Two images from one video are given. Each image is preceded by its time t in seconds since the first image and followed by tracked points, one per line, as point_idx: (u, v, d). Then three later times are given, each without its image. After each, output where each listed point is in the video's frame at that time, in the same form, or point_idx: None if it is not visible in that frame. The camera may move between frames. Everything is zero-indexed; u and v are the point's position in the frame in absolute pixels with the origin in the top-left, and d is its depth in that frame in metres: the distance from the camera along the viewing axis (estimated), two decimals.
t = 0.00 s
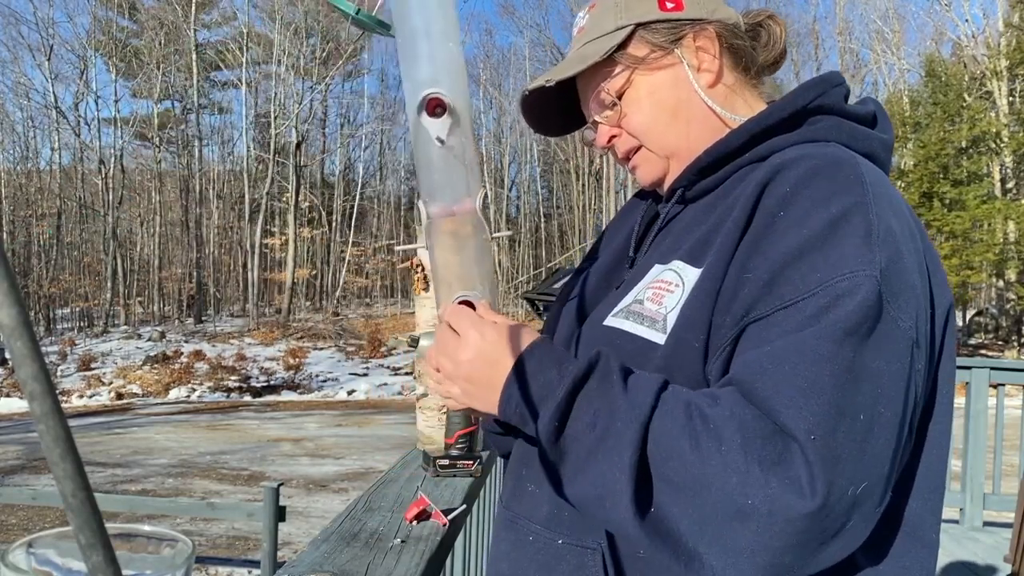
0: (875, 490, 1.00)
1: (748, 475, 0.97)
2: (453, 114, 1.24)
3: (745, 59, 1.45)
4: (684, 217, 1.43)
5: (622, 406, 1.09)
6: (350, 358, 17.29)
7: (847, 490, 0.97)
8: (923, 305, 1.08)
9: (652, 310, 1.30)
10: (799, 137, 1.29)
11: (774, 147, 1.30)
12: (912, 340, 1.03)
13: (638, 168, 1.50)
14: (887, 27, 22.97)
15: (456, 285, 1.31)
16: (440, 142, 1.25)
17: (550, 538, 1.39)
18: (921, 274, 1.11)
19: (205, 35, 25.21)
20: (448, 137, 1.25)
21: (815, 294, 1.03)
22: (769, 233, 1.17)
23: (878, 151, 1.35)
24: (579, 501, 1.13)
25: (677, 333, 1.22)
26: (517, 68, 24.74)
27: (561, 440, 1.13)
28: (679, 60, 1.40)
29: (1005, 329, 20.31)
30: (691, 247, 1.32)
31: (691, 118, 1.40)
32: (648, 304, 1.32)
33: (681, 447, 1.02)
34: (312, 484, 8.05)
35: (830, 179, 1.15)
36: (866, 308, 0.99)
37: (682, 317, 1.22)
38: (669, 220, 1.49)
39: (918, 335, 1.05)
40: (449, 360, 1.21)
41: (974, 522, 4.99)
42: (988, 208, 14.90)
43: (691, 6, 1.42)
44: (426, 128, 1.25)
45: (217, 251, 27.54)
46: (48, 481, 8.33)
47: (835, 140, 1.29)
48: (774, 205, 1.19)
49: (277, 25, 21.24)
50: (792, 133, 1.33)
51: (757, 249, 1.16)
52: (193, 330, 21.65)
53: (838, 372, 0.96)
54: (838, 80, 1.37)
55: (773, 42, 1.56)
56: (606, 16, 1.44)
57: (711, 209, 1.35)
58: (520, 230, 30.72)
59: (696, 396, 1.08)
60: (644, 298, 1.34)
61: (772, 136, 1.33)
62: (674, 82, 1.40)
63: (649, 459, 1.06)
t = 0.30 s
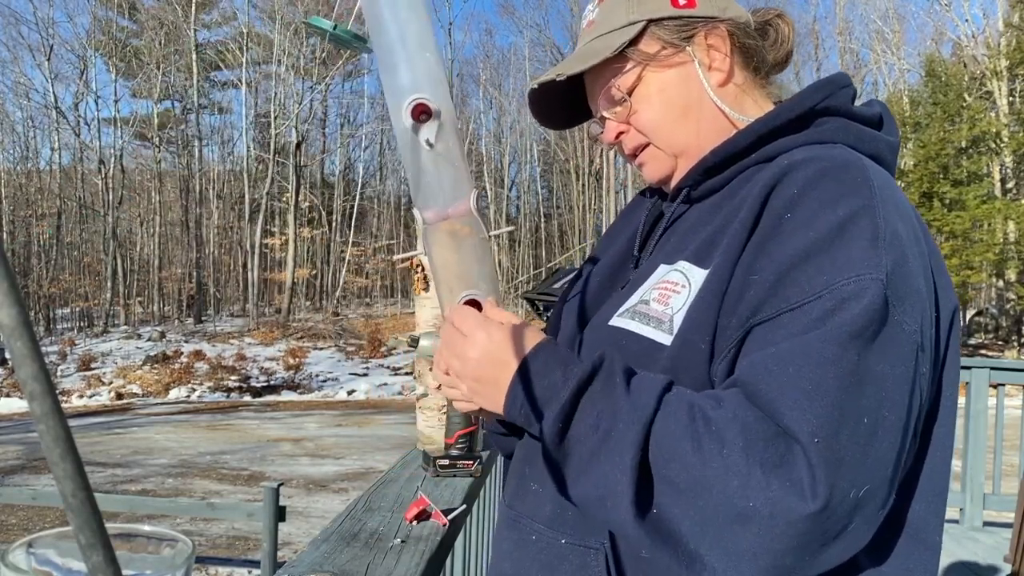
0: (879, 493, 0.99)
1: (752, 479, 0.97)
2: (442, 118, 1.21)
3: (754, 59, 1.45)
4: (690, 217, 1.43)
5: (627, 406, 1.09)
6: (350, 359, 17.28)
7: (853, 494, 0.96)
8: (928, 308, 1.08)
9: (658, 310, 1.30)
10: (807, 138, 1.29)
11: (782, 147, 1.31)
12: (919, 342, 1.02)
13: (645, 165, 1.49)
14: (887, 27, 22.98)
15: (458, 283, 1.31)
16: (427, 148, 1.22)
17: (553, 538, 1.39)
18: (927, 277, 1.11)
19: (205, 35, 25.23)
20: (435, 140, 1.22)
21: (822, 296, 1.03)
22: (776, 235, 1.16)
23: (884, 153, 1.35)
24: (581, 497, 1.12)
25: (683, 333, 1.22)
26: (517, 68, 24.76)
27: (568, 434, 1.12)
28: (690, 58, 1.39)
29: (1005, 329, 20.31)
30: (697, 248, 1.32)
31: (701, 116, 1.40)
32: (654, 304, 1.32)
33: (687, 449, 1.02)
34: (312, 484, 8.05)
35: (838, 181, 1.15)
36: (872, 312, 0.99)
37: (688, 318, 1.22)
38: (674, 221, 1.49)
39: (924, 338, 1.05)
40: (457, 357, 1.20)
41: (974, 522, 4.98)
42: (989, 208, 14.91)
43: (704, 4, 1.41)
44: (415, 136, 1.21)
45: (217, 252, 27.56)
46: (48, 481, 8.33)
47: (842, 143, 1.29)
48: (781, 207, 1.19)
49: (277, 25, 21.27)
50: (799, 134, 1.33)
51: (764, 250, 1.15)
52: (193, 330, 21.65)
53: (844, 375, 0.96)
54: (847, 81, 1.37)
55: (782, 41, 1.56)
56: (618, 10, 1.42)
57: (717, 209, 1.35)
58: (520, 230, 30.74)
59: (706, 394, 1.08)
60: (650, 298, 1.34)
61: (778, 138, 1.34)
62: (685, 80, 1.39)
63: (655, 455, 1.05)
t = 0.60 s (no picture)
0: (877, 490, 0.98)
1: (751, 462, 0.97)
2: (447, 115, 1.19)
3: (756, 59, 1.46)
4: (692, 218, 1.42)
5: (628, 399, 1.08)
6: (350, 359, 17.28)
7: (852, 489, 0.96)
8: (930, 308, 1.07)
9: (659, 309, 1.29)
10: (810, 139, 1.29)
11: (784, 148, 1.31)
12: (922, 344, 1.02)
13: (648, 165, 1.49)
14: (887, 27, 23.00)
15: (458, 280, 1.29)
16: (432, 140, 1.20)
17: (553, 537, 1.39)
18: (927, 277, 1.11)
19: (205, 35, 25.22)
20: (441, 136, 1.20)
21: (824, 292, 1.02)
22: (778, 234, 1.16)
23: (888, 154, 1.35)
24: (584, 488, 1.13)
25: (683, 331, 1.22)
26: (517, 68, 24.79)
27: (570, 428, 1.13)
28: (693, 58, 1.39)
29: (1005, 329, 20.31)
30: (698, 247, 1.33)
31: (704, 117, 1.40)
32: (655, 303, 1.31)
33: (689, 441, 1.01)
34: (312, 484, 8.05)
35: (840, 181, 1.15)
36: (874, 309, 0.99)
37: (688, 318, 1.22)
38: (676, 221, 1.49)
39: (927, 339, 1.04)
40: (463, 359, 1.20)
41: (973, 522, 4.98)
42: (989, 208, 14.90)
43: (708, 4, 1.41)
44: (420, 130, 1.20)
45: (217, 252, 27.57)
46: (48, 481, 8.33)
47: (845, 143, 1.29)
48: (783, 207, 1.19)
49: (277, 24, 21.28)
50: (800, 135, 1.33)
51: (764, 250, 1.16)
52: (194, 330, 21.65)
53: (847, 374, 0.96)
54: (850, 82, 1.36)
55: (784, 41, 1.56)
56: (621, 10, 1.42)
57: (719, 210, 1.35)
58: (520, 230, 30.77)
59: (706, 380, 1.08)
60: (651, 298, 1.33)
61: (781, 138, 1.33)
62: (689, 81, 1.39)
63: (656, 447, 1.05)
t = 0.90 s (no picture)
0: (865, 485, 0.98)
1: (738, 455, 0.97)
2: (448, 116, 1.11)
3: (755, 60, 1.46)
4: (693, 217, 1.42)
5: (626, 393, 1.08)
6: (350, 359, 17.30)
7: (832, 478, 0.96)
8: (926, 305, 1.07)
9: (657, 304, 1.29)
10: (811, 137, 1.29)
11: (785, 147, 1.31)
12: (915, 338, 1.01)
13: (650, 168, 1.49)
14: (887, 27, 23.02)
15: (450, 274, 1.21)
16: (426, 148, 1.12)
17: (555, 533, 1.39)
18: (925, 273, 1.10)
19: (205, 34, 25.21)
20: (444, 141, 1.11)
21: (816, 287, 1.03)
22: (776, 229, 1.16)
23: (889, 153, 1.35)
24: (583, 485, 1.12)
25: (681, 327, 1.22)
26: (517, 68, 24.83)
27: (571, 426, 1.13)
28: (693, 62, 1.39)
29: (1005, 330, 20.31)
30: (697, 243, 1.33)
31: (705, 117, 1.40)
32: (652, 298, 1.30)
33: (683, 434, 1.01)
34: (312, 484, 8.06)
35: (839, 178, 1.15)
36: (867, 303, 0.98)
37: (686, 313, 1.22)
38: (679, 220, 1.48)
39: (920, 335, 1.04)
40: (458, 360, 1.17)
41: (974, 522, 4.98)
42: (989, 208, 14.91)
43: (706, 5, 1.41)
44: (418, 131, 1.11)
45: (217, 252, 27.58)
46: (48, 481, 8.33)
47: (845, 142, 1.29)
48: (782, 203, 1.18)
49: (277, 24, 21.31)
50: (801, 134, 1.33)
51: (763, 245, 1.16)
52: (194, 330, 21.67)
53: (841, 367, 0.95)
54: (852, 82, 1.36)
55: (786, 41, 1.56)
56: (622, 14, 1.42)
57: (718, 209, 1.35)
58: (520, 230, 30.81)
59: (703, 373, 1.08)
60: (649, 293, 1.33)
61: (782, 138, 1.33)
62: (688, 84, 1.39)
63: (652, 438, 1.05)
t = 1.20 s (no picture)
0: (866, 481, 0.98)
1: (739, 457, 0.97)
2: (428, 120, 1.14)
3: (756, 60, 1.45)
4: (694, 216, 1.42)
5: (628, 391, 1.08)
6: (350, 359, 17.30)
7: (834, 476, 0.95)
8: (927, 301, 1.07)
9: (659, 302, 1.28)
10: (811, 135, 1.29)
11: (786, 146, 1.31)
12: (916, 335, 1.01)
13: (651, 170, 1.49)
14: (887, 27, 23.02)
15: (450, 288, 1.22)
16: (407, 159, 1.15)
17: (556, 532, 1.39)
18: (926, 271, 1.11)
19: (205, 34, 25.19)
20: (422, 147, 1.15)
21: (816, 284, 1.03)
22: (778, 224, 1.16)
23: (891, 153, 1.35)
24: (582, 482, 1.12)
25: (682, 325, 1.22)
26: (517, 68, 24.86)
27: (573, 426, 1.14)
28: (692, 63, 1.39)
29: (1005, 330, 20.31)
30: (699, 241, 1.33)
31: (705, 120, 1.40)
32: (655, 295, 1.30)
33: (682, 432, 1.02)
34: (312, 484, 8.06)
35: (841, 175, 1.15)
36: (868, 300, 0.98)
37: (688, 311, 1.22)
38: (679, 219, 1.48)
39: (920, 331, 1.04)
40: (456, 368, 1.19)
41: (974, 522, 4.98)
42: (989, 208, 14.90)
43: (705, 7, 1.40)
44: (398, 142, 1.14)
45: (217, 252, 27.57)
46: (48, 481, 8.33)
47: (847, 141, 1.29)
48: (783, 198, 1.18)
49: (277, 24, 21.32)
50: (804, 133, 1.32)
51: (764, 241, 1.15)
52: (194, 330, 21.66)
53: (842, 363, 0.95)
54: (853, 81, 1.36)
55: (786, 40, 1.56)
56: (620, 17, 1.42)
57: (720, 207, 1.35)
58: (520, 230, 30.84)
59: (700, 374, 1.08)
60: (651, 291, 1.32)
61: (784, 136, 1.33)
62: (689, 86, 1.39)
63: (652, 441, 1.05)
